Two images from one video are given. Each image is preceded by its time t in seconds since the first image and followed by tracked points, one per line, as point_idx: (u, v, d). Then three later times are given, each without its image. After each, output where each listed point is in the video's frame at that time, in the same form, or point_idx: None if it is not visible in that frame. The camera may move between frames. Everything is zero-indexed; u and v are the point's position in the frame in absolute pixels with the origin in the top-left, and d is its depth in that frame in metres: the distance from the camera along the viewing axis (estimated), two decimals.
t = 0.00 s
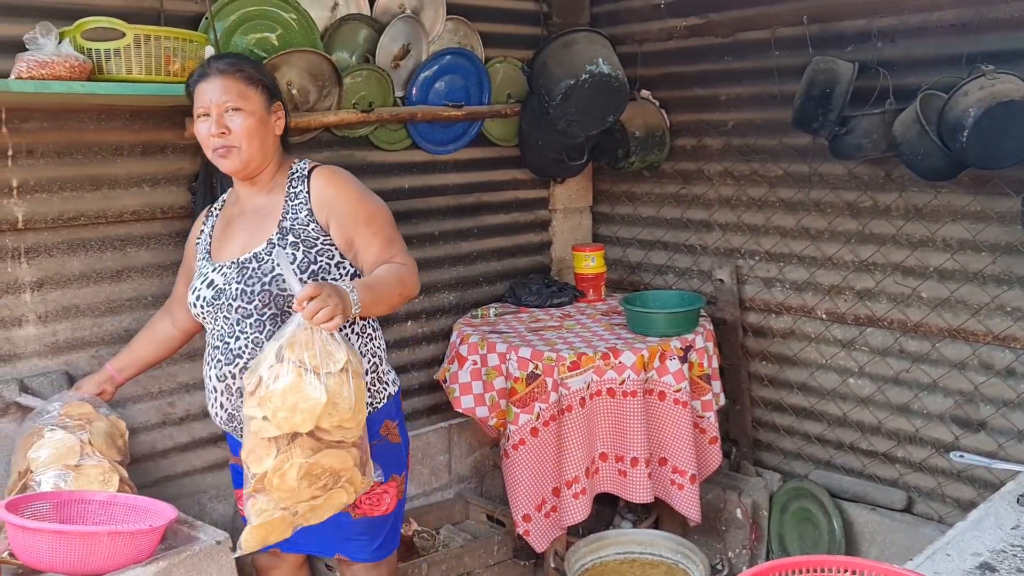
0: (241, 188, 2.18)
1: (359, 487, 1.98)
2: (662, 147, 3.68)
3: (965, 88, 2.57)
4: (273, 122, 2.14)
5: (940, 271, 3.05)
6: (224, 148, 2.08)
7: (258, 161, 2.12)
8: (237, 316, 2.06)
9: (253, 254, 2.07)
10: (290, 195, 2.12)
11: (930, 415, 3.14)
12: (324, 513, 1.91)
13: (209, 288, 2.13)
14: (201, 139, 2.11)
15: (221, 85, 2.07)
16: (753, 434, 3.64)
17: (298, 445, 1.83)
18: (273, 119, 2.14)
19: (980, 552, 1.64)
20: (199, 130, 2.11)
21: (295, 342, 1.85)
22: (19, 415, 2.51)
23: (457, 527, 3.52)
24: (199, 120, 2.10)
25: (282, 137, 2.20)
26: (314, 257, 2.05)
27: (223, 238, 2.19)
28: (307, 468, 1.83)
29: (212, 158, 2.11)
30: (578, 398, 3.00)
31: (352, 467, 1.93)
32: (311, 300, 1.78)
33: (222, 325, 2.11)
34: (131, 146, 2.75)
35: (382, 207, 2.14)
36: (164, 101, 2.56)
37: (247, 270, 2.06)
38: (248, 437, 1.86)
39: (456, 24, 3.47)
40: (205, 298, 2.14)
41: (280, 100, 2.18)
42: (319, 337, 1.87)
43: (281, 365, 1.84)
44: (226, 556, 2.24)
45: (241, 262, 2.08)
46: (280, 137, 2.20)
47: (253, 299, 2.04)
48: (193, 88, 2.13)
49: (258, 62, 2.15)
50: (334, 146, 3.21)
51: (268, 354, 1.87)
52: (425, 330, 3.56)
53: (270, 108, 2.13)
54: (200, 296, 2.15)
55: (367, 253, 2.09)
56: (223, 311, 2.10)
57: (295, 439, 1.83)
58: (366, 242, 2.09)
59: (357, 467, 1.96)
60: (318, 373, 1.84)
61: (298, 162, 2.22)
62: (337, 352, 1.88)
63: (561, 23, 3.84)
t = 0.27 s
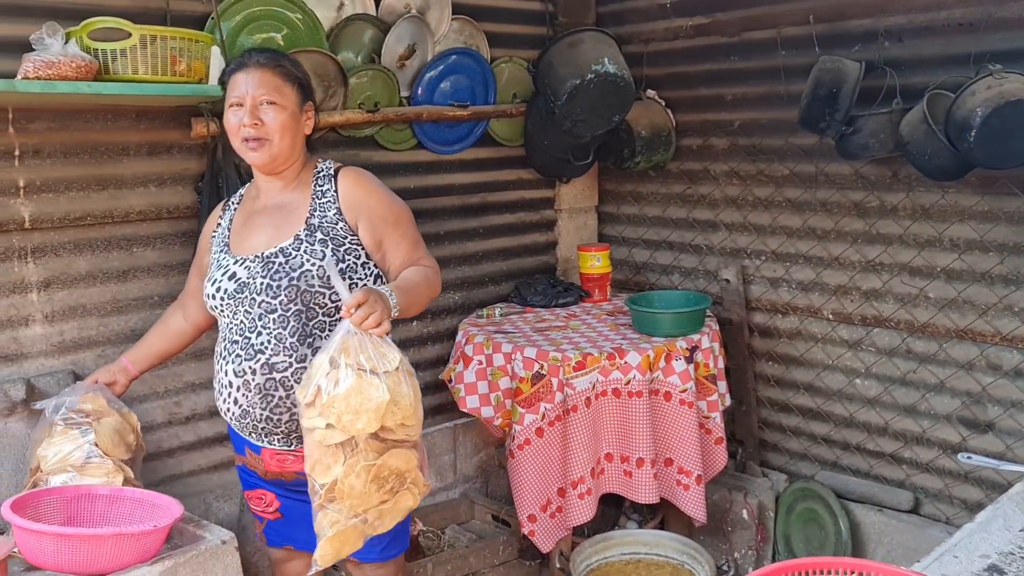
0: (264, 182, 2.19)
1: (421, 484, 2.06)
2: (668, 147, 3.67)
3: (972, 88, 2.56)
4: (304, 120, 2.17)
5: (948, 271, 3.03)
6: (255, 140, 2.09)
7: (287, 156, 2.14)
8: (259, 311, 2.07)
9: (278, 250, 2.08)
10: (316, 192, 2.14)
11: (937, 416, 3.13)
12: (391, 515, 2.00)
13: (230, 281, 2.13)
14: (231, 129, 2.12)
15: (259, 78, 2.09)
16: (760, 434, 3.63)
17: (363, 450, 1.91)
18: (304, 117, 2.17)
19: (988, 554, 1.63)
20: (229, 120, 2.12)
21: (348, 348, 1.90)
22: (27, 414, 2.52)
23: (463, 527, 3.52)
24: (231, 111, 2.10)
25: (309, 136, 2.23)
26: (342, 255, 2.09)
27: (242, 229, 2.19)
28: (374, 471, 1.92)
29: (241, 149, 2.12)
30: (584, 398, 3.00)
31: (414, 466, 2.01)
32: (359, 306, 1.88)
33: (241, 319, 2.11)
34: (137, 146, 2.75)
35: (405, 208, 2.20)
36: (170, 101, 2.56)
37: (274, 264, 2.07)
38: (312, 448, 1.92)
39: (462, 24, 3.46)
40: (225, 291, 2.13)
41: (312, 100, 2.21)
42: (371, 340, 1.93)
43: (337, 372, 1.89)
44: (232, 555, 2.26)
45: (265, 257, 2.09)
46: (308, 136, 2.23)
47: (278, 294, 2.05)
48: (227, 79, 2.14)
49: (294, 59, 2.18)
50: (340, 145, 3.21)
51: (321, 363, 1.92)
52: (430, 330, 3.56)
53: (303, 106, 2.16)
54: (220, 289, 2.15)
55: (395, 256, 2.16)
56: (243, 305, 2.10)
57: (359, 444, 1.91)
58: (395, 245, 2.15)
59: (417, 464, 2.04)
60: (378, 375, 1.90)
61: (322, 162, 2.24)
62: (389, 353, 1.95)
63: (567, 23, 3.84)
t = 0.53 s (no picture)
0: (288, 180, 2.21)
1: (466, 489, 2.08)
2: (674, 147, 3.67)
3: (981, 87, 2.55)
4: (331, 122, 2.19)
5: (955, 271, 3.02)
6: (282, 140, 2.10)
7: (314, 157, 2.15)
8: (275, 307, 2.08)
9: (297, 247, 2.09)
10: (339, 193, 2.16)
11: (944, 416, 3.12)
12: (439, 520, 2.00)
13: (248, 276, 2.14)
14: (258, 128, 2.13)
15: (289, 80, 2.10)
16: (766, 435, 3.63)
17: (405, 455, 1.94)
18: (330, 118, 2.19)
19: (996, 554, 1.63)
20: (257, 119, 2.13)
21: (382, 353, 1.95)
22: (36, 412, 2.53)
23: (469, 526, 3.52)
24: (260, 110, 2.11)
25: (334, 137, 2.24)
26: (362, 256, 2.10)
27: (263, 226, 2.20)
28: (418, 475, 1.94)
29: (267, 148, 2.13)
30: (590, 398, 3.00)
31: (457, 468, 2.03)
32: (390, 313, 1.93)
33: (256, 315, 2.12)
34: (145, 146, 2.76)
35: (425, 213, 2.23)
36: (178, 101, 2.57)
37: (293, 261, 2.08)
38: (355, 459, 1.95)
39: (468, 24, 3.47)
40: (242, 285, 2.15)
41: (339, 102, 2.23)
42: (403, 345, 1.98)
43: (372, 377, 1.93)
44: (239, 553, 2.28)
45: (285, 253, 2.10)
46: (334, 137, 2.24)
47: (296, 292, 2.06)
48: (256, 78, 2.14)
49: (324, 60, 2.19)
50: (347, 145, 3.22)
51: (356, 371, 1.96)
52: (436, 330, 3.56)
53: (331, 108, 2.18)
54: (237, 283, 2.16)
55: (416, 261, 2.19)
56: (259, 300, 2.11)
57: (400, 448, 1.94)
58: (416, 249, 2.19)
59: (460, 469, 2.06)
60: (412, 376, 1.94)
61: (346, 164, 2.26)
62: (422, 355, 1.99)
63: (573, 23, 3.84)
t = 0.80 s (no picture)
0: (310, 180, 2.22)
1: (467, 493, 2.10)
2: (679, 147, 3.67)
3: (986, 87, 2.54)
4: (356, 124, 2.19)
5: (960, 271, 3.02)
6: (307, 142, 2.11)
7: (338, 159, 2.16)
8: (289, 304, 2.08)
9: (315, 246, 2.10)
10: (360, 195, 2.18)
11: (949, 417, 3.11)
12: (437, 521, 2.03)
13: (264, 271, 2.14)
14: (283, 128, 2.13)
15: (316, 83, 2.10)
16: (770, 435, 3.62)
17: (418, 454, 1.94)
18: (355, 121, 2.19)
19: (1001, 556, 1.62)
20: (282, 121, 2.13)
21: (405, 350, 1.96)
22: (42, 412, 2.54)
23: (473, 526, 3.52)
24: (286, 111, 2.12)
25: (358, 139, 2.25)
26: (381, 258, 2.12)
27: (281, 224, 2.21)
28: (428, 475, 1.95)
29: (291, 148, 2.13)
30: (594, 399, 2.99)
31: (463, 472, 2.05)
32: (417, 310, 1.96)
33: (270, 311, 2.12)
34: (150, 147, 2.77)
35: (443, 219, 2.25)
36: (182, 102, 2.58)
37: (310, 259, 2.09)
38: (364, 449, 1.94)
39: (472, 24, 3.48)
40: (257, 280, 2.15)
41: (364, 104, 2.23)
42: (426, 344, 1.99)
43: (395, 374, 1.93)
44: (243, 553, 2.29)
45: (303, 251, 2.11)
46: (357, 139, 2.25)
47: (311, 289, 2.07)
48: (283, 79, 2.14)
49: (350, 63, 2.19)
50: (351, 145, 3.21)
51: (377, 365, 1.95)
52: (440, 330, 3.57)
53: (356, 110, 2.18)
54: (253, 278, 2.16)
55: (433, 266, 2.21)
56: (273, 297, 2.11)
57: (414, 448, 1.94)
58: (434, 255, 2.21)
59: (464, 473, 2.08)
60: (434, 377, 1.96)
61: (367, 166, 2.27)
62: (444, 357, 2.01)
63: (577, 23, 3.84)
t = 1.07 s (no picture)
0: (327, 181, 2.23)
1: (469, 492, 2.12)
2: (681, 150, 3.67)
3: (988, 90, 2.54)
4: (374, 127, 2.20)
5: (962, 273, 3.02)
6: (325, 144, 2.12)
7: (355, 161, 2.17)
8: (306, 306, 2.09)
9: (334, 248, 2.11)
10: (378, 199, 2.19)
11: (951, 419, 3.11)
12: (442, 519, 2.03)
13: (281, 272, 2.14)
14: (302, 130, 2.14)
15: (337, 87, 2.10)
16: (772, 437, 3.62)
17: (431, 454, 1.96)
18: (373, 124, 2.20)
19: (1002, 558, 1.63)
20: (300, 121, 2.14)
21: (421, 350, 1.97)
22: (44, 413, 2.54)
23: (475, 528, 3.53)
24: (305, 113, 2.12)
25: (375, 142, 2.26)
26: (399, 261, 2.14)
27: (297, 223, 2.21)
28: (440, 474, 1.97)
29: (309, 150, 2.14)
30: (596, 401, 2.99)
31: (471, 471, 2.07)
32: (430, 313, 1.99)
33: (287, 312, 2.12)
34: (152, 150, 2.77)
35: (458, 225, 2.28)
36: (184, 104, 2.59)
37: (329, 261, 2.10)
38: (378, 447, 1.94)
39: (475, 26, 3.48)
40: (274, 281, 2.15)
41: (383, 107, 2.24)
42: (439, 345, 2.01)
43: (412, 374, 1.94)
44: (246, 555, 2.27)
45: (321, 252, 2.11)
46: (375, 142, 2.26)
47: (329, 291, 2.07)
48: (303, 81, 2.15)
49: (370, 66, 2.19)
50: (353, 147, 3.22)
51: (390, 364, 1.95)
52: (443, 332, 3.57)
53: (374, 114, 2.19)
54: (269, 278, 2.16)
55: (449, 271, 2.24)
56: (291, 298, 2.11)
57: (429, 447, 1.96)
58: (450, 260, 2.23)
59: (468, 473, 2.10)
60: (450, 377, 1.98)
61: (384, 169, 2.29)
62: (456, 358, 2.03)
63: (579, 25, 3.84)
